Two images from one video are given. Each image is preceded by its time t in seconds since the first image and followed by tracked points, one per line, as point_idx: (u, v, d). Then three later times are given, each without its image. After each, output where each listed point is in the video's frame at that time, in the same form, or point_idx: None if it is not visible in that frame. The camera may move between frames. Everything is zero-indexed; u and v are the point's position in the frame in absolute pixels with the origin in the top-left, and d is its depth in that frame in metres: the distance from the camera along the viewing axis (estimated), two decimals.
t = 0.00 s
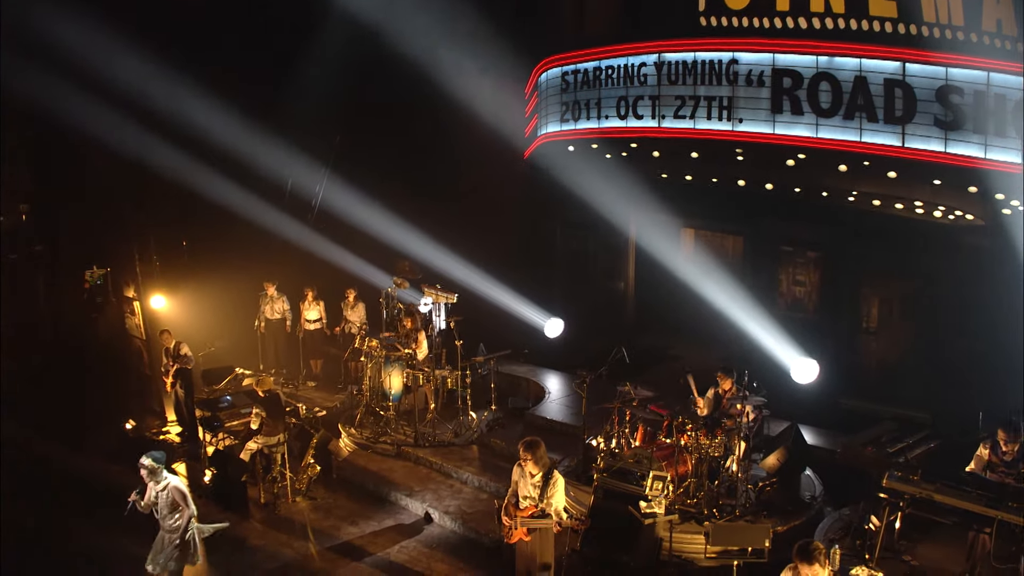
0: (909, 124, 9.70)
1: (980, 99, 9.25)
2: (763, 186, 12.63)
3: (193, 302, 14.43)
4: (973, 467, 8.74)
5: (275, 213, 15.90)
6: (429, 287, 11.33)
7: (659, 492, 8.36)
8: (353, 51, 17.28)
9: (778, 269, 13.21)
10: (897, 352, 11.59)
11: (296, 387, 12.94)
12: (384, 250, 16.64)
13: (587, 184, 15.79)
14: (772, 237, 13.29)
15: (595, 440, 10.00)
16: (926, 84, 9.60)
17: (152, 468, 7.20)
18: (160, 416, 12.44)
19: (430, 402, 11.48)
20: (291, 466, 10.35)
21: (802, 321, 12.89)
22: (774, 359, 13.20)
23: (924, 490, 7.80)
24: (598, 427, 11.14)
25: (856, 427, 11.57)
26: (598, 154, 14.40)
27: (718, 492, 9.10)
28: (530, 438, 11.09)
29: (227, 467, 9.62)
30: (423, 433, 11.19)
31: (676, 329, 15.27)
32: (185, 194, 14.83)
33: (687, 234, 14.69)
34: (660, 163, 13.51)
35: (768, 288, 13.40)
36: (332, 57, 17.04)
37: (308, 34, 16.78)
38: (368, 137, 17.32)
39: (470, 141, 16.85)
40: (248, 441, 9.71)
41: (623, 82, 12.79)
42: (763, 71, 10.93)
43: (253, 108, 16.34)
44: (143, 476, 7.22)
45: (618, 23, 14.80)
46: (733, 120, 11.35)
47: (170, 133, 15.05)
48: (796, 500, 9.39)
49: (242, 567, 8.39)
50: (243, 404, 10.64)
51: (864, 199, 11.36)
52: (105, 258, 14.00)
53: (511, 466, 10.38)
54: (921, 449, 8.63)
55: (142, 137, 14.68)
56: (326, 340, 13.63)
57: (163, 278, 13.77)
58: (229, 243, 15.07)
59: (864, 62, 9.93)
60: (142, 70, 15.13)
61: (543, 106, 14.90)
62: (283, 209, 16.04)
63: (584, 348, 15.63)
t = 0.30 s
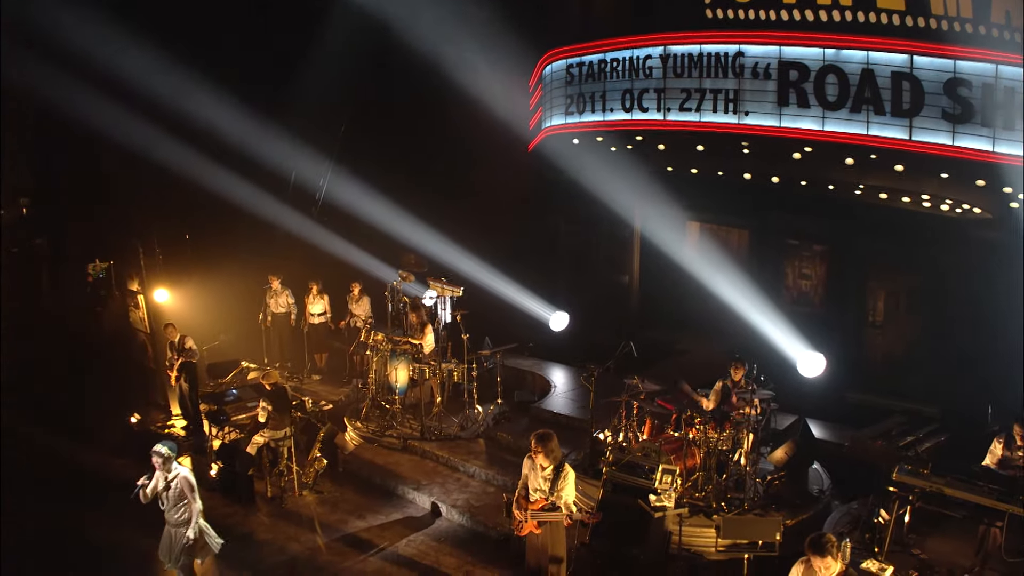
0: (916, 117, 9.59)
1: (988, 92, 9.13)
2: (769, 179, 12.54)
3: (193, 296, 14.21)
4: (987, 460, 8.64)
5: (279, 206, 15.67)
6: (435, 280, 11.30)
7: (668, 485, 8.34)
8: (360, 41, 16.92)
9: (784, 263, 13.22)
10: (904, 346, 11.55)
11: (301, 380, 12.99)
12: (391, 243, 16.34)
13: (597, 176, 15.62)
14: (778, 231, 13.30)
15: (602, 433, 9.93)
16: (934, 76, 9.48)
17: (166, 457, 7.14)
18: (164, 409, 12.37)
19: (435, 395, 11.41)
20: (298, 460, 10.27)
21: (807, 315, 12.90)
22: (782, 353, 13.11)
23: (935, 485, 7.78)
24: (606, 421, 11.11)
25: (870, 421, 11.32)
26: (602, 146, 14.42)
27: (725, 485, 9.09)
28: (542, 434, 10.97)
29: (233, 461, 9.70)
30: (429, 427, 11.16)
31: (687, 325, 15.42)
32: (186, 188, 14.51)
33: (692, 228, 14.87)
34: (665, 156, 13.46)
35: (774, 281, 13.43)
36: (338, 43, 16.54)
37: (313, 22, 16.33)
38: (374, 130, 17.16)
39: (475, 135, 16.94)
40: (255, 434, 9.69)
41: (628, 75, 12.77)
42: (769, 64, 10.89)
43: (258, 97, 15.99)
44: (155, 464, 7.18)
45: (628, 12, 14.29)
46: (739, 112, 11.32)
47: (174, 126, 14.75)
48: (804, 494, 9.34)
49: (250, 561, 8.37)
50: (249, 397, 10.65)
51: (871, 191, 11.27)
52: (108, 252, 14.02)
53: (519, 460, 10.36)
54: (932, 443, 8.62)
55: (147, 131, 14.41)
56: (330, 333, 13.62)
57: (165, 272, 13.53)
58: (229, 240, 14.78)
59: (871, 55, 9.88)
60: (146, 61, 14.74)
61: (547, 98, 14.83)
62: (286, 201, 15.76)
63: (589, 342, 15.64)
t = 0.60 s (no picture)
0: (926, 110, 9.42)
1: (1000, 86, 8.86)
2: (777, 172, 12.32)
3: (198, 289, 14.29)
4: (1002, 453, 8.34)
5: (282, 199, 15.37)
6: (442, 274, 11.19)
7: (679, 479, 8.30)
8: (370, 37, 16.67)
9: (792, 257, 13.19)
10: (913, 340, 11.52)
11: (308, 374, 12.95)
12: (395, 236, 16.41)
13: (604, 169, 15.52)
14: (786, 225, 13.30)
15: (611, 427, 9.93)
16: (944, 70, 9.27)
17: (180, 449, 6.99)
18: (170, 403, 12.34)
19: (443, 389, 11.43)
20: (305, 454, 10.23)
21: (815, 308, 12.90)
22: (792, 348, 13.24)
23: (947, 478, 7.74)
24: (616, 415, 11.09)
25: (881, 416, 11.09)
26: (608, 139, 14.32)
27: (735, 478, 9.06)
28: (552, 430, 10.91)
29: (242, 455, 9.67)
30: (437, 421, 11.15)
31: (694, 320, 15.35)
32: (194, 183, 14.42)
33: (699, 221, 14.95)
34: (672, 150, 13.38)
35: (782, 274, 13.43)
36: (347, 40, 16.29)
37: (323, 14, 16.12)
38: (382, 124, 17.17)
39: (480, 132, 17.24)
40: (264, 428, 9.71)
41: (635, 68, 12.70)
42: (777, 58, 10.82)
43: (264, 91, 15.71)
44: (166, 454, 7.03)
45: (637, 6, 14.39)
46: (747, 106, 11.29)
47: (179, 117, 14.57)
48: (813, 488, 9.33)
49: (260, 555, 8.35)
50: (257, 391, 10.72)
51: (879, 185, 11.13)
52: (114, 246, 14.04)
53: (527, 453, 10.33)
54: (946, 437, 8.59)
55: (154, 124, 14.29)
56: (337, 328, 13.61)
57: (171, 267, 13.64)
58: (234, 232, 14.75)
59: (881, 48, 9.74)
60: (159, 54, 14.56)
61: (553, 91, 14.77)
62: (291, 194, 15.48)
63: (595, 335, 15.65)
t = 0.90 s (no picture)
0: (935, 103, 9.37)
1: (1010, 78, 8.85)
2: (785, 165, 12.40)
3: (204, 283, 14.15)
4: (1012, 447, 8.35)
5: (289, 191, 15.27)
6: (448, 267, 11.08)
7: (690, 472, 8.20)
8: (376, 28, 16.64)
9: (799, 250, 13.18)
10: (921, 333, 11.48)
11: (314, 367, 13.03)
12: (402, 229, 16.40)
13: (615, 161, 15.61)
14: (794, 217, 13.27)
15: (620, 420, 9.90)
16: (953, 62, 9.19)
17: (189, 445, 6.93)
18: (175, 396, 12.30)
19: (450, 381, 11.34)
20: (313, 448, 10.20)
21: (823, 301, 12.87)
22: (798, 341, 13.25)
23: (959, 472, 7.74)
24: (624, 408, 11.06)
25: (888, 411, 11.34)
26: (615, 132, 14.23)
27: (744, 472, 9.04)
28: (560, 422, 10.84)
29: (249, 448, 9.63)
30: (444, 414, 11.13)
31: (695, 309, 15.25)
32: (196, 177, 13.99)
33: (706, 214, 14.68)
34: (679, 142, 13.33)
35: (789, 266, 13.39)
36: (353, 34, 16.30)
37: (327, 8, 15.97)
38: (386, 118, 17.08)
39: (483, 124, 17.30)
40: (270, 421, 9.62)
41: (642, 60, 12.63)
42: (785, 49, 10.72)
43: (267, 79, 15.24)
44: (176, 450, 6.96)
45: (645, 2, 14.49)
46: (754, 98, 11.17)
47: (179, 106, 14.02)
48: (823, 481, 9.31)
49: (269, 548, 8.32)
50: (264, 384, 10.66)
51: (888, 178, 11.13)
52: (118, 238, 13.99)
53: (536, 447, 10.29)
54: (956, 431, 8.58)
55: (158, 116, 13.75)
56: (342, 320, 13.59)
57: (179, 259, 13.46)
58: (244, 226, 14.61)
59: (890, 40, 9.63)
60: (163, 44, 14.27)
61: (559, 83, 14.71)
62: (298, 186, 15.41)
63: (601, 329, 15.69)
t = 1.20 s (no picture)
0: (944, 94, 9.25)
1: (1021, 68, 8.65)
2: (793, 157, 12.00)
3: (209, 274, 14.33)
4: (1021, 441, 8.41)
5: (291, 181, 15.16)
6: (455, 259, 11.09)
7: (700, 464, 8.14)
8: (379, 21, 16.74)
9: (805, 242, 13.17)
10: (927, 325, 11.46)
11: (319, 359, 12.98)
12: (408, 222, 16.21)
13: (623, 152, 15.27)
14: (801, 209, 13.19)
15: (627, 413, 9.89)
16: (963, 53, 9.09)
17: (194, 437, 6.97)
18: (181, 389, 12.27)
19: (456, 374, 11.36)
20: (321, 440, 10.20)
21: (828, 294, 12.82)
22: (806, 334, 13.17)
23: (970, 465, 7.78)
24: (632, 400, 11.04)
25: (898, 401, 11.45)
26: (621, 124, 14.19)
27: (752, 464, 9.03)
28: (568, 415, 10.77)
29: (257, 440, 9.60)
30: (450, 406, 11.13)
31: (699, 304, 15.31)
32: (205, 168, 14.10)
33: (712, 205, 14.64)
34: (685, 133, 13.27)
35: (796, 259, 13.35)
36: (357, 33, 16.53)
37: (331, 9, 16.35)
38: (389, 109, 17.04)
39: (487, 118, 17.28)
40: (278, 413, 9.76)
41: (648, 51, 12.56)
42: (793, 40, 10.65)
43: (274, 72, 15.53)
44: (183, 443, 7.01)
45: None
46: (762, 90, 11.15)
47: (184, 96, 14.04)
48: (831, 473, 9.29)
49: (278, 539, 8.29)
50: (271, 375, 10.48)
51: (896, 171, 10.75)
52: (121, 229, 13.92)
53: (543, 439, 10.26)
54: (966, 423, 8.52)
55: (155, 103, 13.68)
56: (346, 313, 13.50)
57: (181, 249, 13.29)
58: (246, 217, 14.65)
59: (898, 31, 9.53)
60: (166, 34, 14.25)
61: (564, 74, 14.64)
62: (300, 178, 15.24)
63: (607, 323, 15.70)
